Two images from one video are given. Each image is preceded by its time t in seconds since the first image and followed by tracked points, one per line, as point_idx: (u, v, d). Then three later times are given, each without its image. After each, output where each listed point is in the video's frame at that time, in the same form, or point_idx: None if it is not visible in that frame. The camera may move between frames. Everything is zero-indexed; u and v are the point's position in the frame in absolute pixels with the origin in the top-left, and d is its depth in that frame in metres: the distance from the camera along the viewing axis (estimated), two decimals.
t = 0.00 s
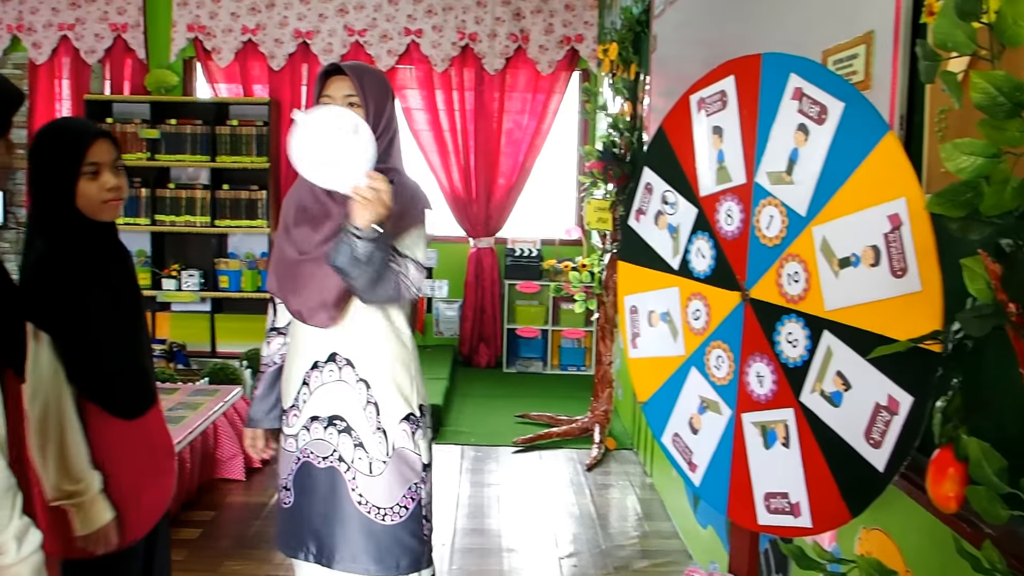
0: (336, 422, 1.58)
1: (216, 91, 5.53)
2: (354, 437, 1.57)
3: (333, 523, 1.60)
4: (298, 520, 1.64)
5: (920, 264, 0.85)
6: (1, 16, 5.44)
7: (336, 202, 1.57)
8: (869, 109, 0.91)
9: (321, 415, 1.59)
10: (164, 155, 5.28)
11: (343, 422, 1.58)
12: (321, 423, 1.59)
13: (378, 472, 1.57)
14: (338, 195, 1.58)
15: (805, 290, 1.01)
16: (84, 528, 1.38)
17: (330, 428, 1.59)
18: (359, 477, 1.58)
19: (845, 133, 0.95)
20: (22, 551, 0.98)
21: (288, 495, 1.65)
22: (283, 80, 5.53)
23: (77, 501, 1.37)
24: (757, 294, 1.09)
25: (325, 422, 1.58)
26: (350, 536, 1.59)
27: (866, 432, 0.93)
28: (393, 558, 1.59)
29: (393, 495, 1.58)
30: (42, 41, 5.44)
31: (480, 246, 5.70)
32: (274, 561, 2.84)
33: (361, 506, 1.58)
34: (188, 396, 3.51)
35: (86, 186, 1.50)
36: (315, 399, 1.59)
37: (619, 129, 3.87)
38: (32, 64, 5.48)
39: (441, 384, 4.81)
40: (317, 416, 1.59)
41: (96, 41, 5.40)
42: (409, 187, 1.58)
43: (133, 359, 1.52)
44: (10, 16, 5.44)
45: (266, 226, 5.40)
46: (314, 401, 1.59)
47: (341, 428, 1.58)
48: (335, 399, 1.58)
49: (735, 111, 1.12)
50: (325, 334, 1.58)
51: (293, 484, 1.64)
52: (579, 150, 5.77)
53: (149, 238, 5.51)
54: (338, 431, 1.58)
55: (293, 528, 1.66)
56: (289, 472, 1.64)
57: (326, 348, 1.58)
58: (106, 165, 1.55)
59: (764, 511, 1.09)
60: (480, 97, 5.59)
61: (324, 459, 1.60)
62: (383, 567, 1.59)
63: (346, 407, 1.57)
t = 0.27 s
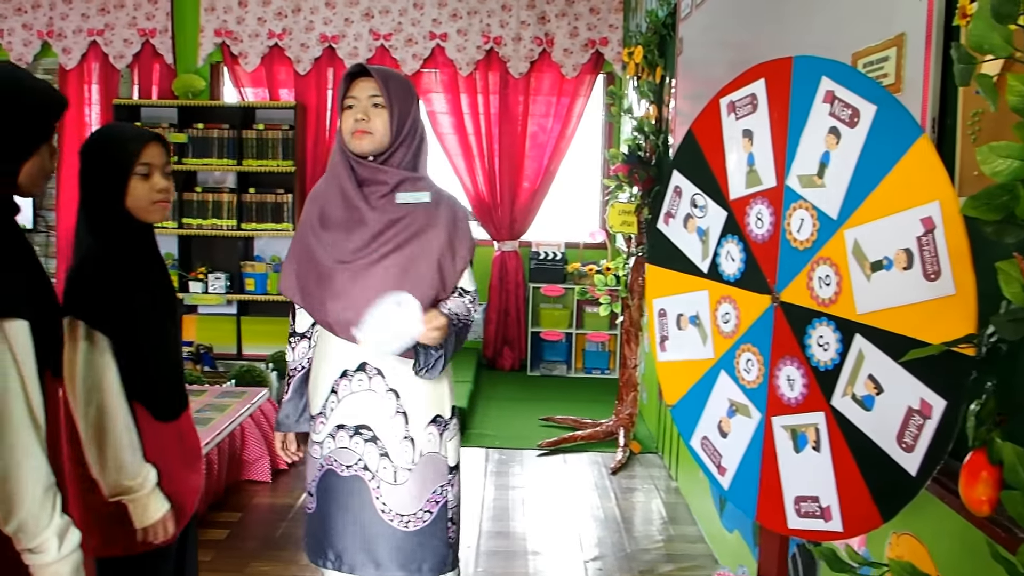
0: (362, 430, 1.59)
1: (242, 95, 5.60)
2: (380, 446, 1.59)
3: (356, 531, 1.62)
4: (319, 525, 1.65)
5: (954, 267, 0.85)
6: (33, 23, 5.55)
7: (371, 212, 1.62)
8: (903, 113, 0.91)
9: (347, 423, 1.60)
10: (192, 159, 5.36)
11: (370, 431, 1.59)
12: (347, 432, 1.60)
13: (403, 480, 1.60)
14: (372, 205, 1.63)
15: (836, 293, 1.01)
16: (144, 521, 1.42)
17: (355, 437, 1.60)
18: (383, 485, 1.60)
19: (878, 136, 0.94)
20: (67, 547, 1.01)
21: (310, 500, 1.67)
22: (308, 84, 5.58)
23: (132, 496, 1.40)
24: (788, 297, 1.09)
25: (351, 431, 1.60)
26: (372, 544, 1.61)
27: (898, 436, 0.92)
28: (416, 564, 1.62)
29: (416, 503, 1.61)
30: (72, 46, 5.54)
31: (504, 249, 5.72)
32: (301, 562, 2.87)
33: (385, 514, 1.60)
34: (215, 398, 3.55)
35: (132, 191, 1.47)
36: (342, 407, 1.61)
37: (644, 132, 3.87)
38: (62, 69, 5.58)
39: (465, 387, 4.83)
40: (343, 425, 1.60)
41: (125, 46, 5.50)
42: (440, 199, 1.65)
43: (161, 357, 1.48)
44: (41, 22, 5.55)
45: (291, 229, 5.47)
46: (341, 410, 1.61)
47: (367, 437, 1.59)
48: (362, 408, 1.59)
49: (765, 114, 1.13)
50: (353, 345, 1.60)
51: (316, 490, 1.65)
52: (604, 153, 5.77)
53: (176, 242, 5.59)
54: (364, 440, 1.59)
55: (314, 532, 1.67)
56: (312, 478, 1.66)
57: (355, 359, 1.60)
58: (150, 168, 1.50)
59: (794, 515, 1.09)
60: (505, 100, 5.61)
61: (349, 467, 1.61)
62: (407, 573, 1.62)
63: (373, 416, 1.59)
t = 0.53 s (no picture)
0: (394, 429, 1.61)
1: (256, 96, 5.64)
2: (413, 445, 1.61)
3: (386, 531, 1.62)
4: (347, 529, 1.65)
5: (972, 268, 0.84)
6: (48, 25, 5.60)
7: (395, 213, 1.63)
8: (921, 113, 0.91)
9: (377, 423, 1.62)
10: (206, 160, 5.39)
11: (401, 430, 1.61)
12: (377, 431, 1.62)
13: (436, 478, 1.62)
14: (395, 206, 1.65)
15: (853, 294, 1.01)
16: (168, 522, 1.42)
17: (386, 436, 1.61)
18: (417, 484, 1.61)
19: (896, 136, 0.94)
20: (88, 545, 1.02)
21: (337, 503, 1.66)
22: (321, 85, 5.61)
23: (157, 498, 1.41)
24: (804, 298, 1.09)
25: (382, 430, 1.61)
26: (404, 543, 1.62)
27: (915, 437, 0.92)
28: (447, 562, 1.64)
29: (446, 501, 1.63)
30: (87, 48, 5.59)
31: (516, 250, 5.74)
32: (315, 561, 2.89)
33: (418, 513, 1.62)
34: (230, 398, 3.58)
35: (173, 197, 1.53)
36: (372, 407, 1.62)
37: (657, 133, 3.87)
38: (77, 70, 5.64)
39: (477, 388, 4.84)
40: (372, 425, 1.62)
41: (140, 48, 5.55)
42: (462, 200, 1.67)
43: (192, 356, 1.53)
44: (57, 24, 5.60)
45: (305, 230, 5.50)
46: (370, 410, 1.62)
47: (398, 436, 1.61)
48: (393, 406, 1.62)
49: (782, 114, 1.12)
50: (381, 343, 1.63)
51: (344, 492, 1.65)
52: (617, 154, 5.77)
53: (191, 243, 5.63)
54: (396, 439, 1.61)
55: (341, 536, 1.66)
56: (339, 480, 1.65)
57: (383, 358, 1.63)
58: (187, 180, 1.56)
59: (810, 516, 1.09)
60: (518, 101, 5.61)
61: (380, 467, 1.62)
62: (438, 570, 1.63)
63: (404, 415, 1.62)
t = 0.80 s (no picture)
0: (407, 426, 1.62)
1: (261, 96, 5.65)
2: (425, 442, 1.62)
3: (400, 528, 1.63)
4: (360, 528, 1.65)
5: (981, 266, 0.84)
6: (53, 25, 5.62)
7: (404, 212, 1.64)
8: (929, 111, 0.91)
9: (390, 420, 1.62)
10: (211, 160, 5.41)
11: (414, 427, 1.62)
12: (390, 429, 1.62)
13: (449, 474, 1.63)
14: (404, 205, 1.66)
15: (861, 292, 1.01)
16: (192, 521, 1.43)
17: (399, 433, 1.62)
18: (430, 481, 1.62)
19: (903, 135, 0.95)
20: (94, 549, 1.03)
21: (348, 501, 1.66)
22: (326, 85, 5.62)
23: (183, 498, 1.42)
24: (812, 297, 1.09)
25: (395, 427, 1.62)
26: (417, 540, 1.63)
27: (923, 435, 0.92)
28: (461, 559, 1.64)
29: (459, 498, 1.64)
30: (91, 48, 5.61)
31: (521, 250, 5.74)
32: (320, 561, 2.89)
33: (431, 509, 1.63)
34: (235, 398, 3.58)
35: (190, 195, 1.53)
36: (383, 404, 1.63)
37: (662, 133, 3.87)
38: (82, 70, 5.66)
39: (482, 388, 4.85)
40: (385, 422, 1.63)
41: (145, 48, 5.56)
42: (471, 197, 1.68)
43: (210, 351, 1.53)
44: (62, 24, 5.62)
45: (310, 230, 5.50)
46: (382, 408, 1.63)
47: (411, 433, 1.62)
48: (405, 403, 1.62)
49: (789, 113, 1.13)
50: (392, 340, 1.64)
51: (357, 491, 1.65)
52: (620, 154, 5.77)
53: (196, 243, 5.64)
54: (409, 436, 1.62)
55: (351, 534, 1.66)
56: (350, 478, 1.65)
57: (393, 355, 1.63)
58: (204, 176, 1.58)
59: (817, 514, 1.09)
60: (522, 101, 5.62)
61: (393, 465, 1.62)
62: (451, 568, 1.63)
63: (417, 411, 1.62)
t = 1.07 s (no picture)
0: (409, 424, 1.62)
1: (262, 95, 5.65)
2: (428, 441, 1.62)
3: (401, 527, 1.63)
4: (358, 527, 1.65)
5: (982, 266, 0.85)
6: (54, 23, 5.62)
7: (408, 211, 1.64)
8: (931, 111, 0.91)
9: (392, 419, 1.63)
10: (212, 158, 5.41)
11: (417, 425, 1.62)
12: (392, 427, 1.63)
13: (451, 472, 1.63)
14: (408, 204, 1.66)
15: (863, 292, 1.01)
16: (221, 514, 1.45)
17: (401, 432, 1.62)
18: (432, 479, 1.63)
19: (906, 134, 0.95)
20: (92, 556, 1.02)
21: (346, 500, 1.66)
22: (327, 84, 5.62)
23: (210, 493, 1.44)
24: (813, 296, 1.09)
25: (397, 425, 1.62)
26: (419, 538, 1.63)
27: (924, 435, 0.92)
28: (461, 559, 1.64)
29: (460, 497, 1.64)
30: (92, 46, 5.61)
31: (521, 249, 5.75)
32: (320, 559, 2.90)
33: (432, 508, 1.63)
34: (236, 396, 3.58)
35: (196, 191, 1.56)
36: (387, 402, 1.63)
37: (663, 132, 3.87)
38: (83, 68, 5.66)
39: (483, 387, 4.85)
40: (387, 420, 1.63)
41: (145, 46, 5.56)
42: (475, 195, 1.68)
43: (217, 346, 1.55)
44: (63, 22, 5.62)
45: (310, 228, 5.51)
46: (384, 406, 1.63)
47: (414, 431, 1.62)
48: (408, 402, 1.63)
49: (792, 112, 1.13)
50: (395, 339, 1.64)
51: (354, 490, 1.64)
52: (622, 153, 5.77)
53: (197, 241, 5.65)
54: (411, 434, 1.62)
55: (350, 532, 1.65)
56: (350, 476, 1.65)
57: (396, 354, 1.64)
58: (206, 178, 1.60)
59: (818, 514, 1.09)
60: (523, 100, 5.62)
61: (394, 463, 1.63)
62: (452, 566, 1.64)
63: (419, 410, 1.63)
